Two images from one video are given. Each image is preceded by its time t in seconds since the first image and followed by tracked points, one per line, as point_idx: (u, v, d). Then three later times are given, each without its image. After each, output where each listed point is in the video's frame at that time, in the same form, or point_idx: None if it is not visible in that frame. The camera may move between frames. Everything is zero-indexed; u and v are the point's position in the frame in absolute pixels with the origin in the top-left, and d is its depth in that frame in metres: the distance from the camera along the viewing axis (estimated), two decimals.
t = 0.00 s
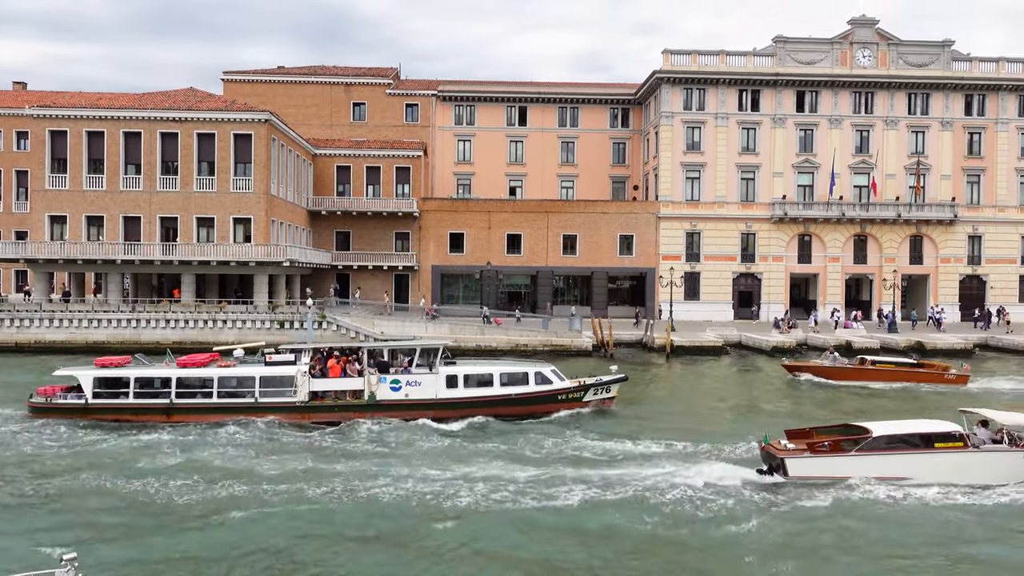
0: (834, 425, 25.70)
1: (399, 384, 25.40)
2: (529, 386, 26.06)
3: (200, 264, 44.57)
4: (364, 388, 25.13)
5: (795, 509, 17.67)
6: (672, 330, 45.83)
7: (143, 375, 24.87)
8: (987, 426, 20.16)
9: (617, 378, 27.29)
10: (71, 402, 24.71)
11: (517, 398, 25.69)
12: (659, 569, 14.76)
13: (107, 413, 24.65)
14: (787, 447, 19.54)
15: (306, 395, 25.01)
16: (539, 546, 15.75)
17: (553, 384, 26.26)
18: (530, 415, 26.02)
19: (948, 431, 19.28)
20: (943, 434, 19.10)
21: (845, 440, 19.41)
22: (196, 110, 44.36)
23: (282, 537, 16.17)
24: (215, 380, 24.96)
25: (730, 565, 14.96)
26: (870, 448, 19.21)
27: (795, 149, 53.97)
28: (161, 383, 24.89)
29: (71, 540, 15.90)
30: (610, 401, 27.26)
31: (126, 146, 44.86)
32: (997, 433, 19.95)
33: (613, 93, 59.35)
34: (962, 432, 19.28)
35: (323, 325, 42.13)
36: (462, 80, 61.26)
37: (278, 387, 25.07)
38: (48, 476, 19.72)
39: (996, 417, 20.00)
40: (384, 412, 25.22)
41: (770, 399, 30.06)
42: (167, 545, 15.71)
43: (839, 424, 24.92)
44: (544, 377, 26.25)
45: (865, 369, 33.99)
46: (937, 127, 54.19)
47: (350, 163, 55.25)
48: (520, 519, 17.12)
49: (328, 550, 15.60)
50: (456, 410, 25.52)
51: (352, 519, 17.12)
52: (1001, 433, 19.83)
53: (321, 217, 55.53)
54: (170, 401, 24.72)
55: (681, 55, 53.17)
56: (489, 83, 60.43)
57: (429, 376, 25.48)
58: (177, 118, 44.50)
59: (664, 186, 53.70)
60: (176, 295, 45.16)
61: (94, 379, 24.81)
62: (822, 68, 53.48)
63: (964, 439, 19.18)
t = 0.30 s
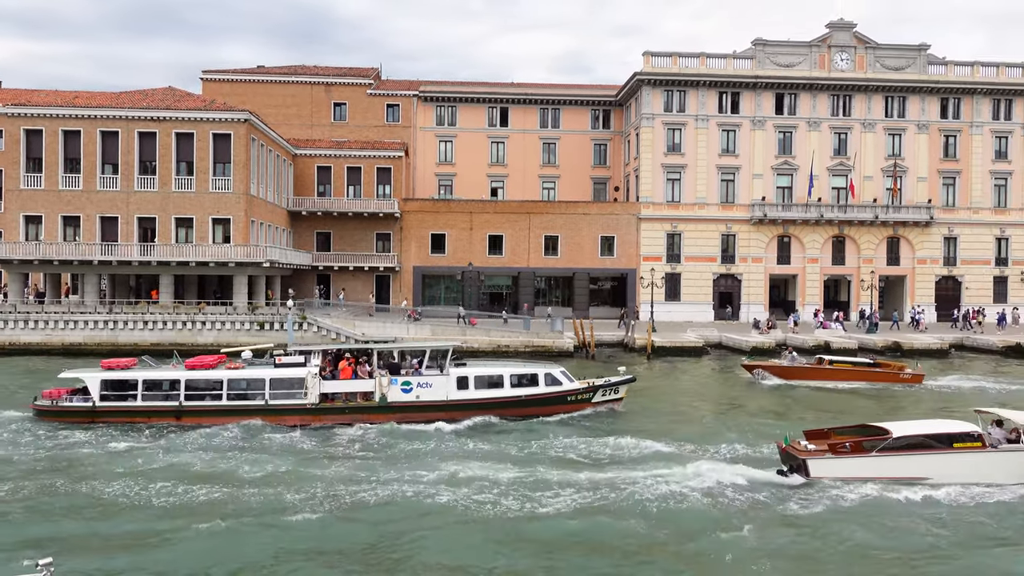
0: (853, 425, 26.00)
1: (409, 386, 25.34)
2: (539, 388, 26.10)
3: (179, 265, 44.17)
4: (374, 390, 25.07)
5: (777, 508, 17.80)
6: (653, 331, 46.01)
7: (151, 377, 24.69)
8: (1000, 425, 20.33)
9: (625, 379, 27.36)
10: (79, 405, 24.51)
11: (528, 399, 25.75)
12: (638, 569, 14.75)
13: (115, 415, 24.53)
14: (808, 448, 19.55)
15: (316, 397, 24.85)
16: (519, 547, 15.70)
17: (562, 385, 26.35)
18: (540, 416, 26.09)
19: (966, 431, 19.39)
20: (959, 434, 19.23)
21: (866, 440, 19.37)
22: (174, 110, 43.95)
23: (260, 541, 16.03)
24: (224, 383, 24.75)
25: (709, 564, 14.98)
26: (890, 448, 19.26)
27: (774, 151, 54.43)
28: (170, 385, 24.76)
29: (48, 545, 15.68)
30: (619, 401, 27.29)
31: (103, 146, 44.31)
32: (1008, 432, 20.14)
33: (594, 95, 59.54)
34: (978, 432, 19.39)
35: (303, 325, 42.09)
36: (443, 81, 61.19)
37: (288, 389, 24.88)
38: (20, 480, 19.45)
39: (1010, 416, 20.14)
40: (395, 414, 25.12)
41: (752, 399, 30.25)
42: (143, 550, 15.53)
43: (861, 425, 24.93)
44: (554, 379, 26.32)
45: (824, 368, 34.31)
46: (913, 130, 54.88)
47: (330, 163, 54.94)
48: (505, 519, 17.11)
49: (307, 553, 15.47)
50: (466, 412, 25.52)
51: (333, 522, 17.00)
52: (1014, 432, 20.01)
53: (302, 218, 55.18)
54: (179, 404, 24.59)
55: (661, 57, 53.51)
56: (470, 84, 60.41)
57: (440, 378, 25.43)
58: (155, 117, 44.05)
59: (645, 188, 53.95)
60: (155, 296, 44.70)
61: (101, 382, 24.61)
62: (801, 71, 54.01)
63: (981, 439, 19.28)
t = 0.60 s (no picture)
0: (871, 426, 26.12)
1: (423, 389, 25.40)
2: (551, 391, 26.17)
3: (165, 267, 43.93)
4: (388, 393, 25.19)
5: (764, 510, 17.90)
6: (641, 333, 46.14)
7: (164, 381, 24.59)
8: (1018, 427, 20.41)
9: (636, 381, 27.22)
10: (90, 409, 24.35)
11: (541, 402, 25.85)
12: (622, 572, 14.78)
13: (128, 419, 24.40)
14: (831, 450, 19.75)
15: (330, 400, 24.84)
16: (504, 550, 15.71)
17: (574, 388, 26.41)
18: (552, 418, 26.21)
19: (986, 433, 19.60)
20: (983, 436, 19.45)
21: (889, 442, 19.58)
22: (160, 111, 43.69)
23: (244, 545, 15.98)
24: (238, 386, 24.66)
25: (692, 566, 15.04)
26: (912, 450, 19.47)
27: (760, 154, 54.74)
28: (183, 389, 24.66)
29: (33, 551, 15.56)
30: (632, 404, 27.12)
31: (88, 147, 44.01)
32: None
33: (582, 98, 59.69)
34: (999, 435, 19.58)
35: (290, 328, 42.13)
36: (431, 83, 61.18)
37: (302, 392, 24.82)
38: (1, 485, 19.30)
39: None
40: (409, 417, 25.21)
41: (740, 401, 30.38)
42: (126, 554, 15.50)
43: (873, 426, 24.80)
44: (567, 381, 26.37)
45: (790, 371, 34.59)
46: (897, 134, 55.36)
47: (318, 165, 54.70)
48: (493, 523, 17.11)
49: (290, 557, 15.44)
50: (479, 414, 25.64)
51: (319, 526, 16.95)
52: None
53: (290, 220, 55.02)
54: (192, 407, 24.47)
55: (649, 60, 53.74)
56: (458, 86, 60.45)
57: (453, 381, 25.51)
58: (141, 119, 43.78)
59: (633, 190, 54.14)
60: (140, 298, 44.41)
61: (113, 386, 24.50)
62: (787, 74, 54.40)
63: (1003, 442, 19.47)
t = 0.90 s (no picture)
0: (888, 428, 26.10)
1: (437, 391, 25.30)
2: (564, 393, 26.19)
3: (147, 269, 43.56)
4: (402, 396, 25.10)
5: (749, 512, 17.99)
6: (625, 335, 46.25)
7: (176, 383, 24.30)
8: None
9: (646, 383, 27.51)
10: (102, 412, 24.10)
11: (555, 404, 25.85)
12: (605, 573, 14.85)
13: (140, 422, 24.13)
14: (853, 452, 19.94)
15: (344, 403, 24.72)
16: (488, 553, 15.71)
17: (587, 389, 26.42)
18: (565, 421, 26.25)
19: (1005, 433, 19.79)
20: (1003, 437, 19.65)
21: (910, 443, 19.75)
22: (142, 112, 43.34)
23: (227, 549, 15.89)
24: (252, 389, 24.47)
25: (675, 568, 15.12)
26: (933, 451, 19.65)
27: (743, 157, 55.06)
28: (196, 391, 24.34)
29: (13, 557, 15.36)
30: (641, 405, 27.43)
31: (69, 148, 43.56)
32: None
33: (567, 100, 59.80)
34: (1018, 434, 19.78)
35: (274, 331, 41.80)
36: (416, 85, 61.10)
37: (315, 395, 24.67)
38: None
39: None
40: (423, 420, 25.13)
41: (725, 403, 30.51)
42: (106, 559, 15.38)
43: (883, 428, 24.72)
44: (579, 383, 26.40)
45: (754, 372, 34.62)
46: (879, 138, 55.89)
47: (302, 167, 54.44)
48: (480, 526, 17.08)
49: (275, 561, 15.34)
50: (493, 417, 25.57)
51: (305, 529, 16.86)
52: None
53: (274, 222, 54.73)
54: (206, 409, 24.19)
55: (633, 64, 53.95)
56: (443, 88, 60.40)
57: (467, 383, 25.40)
58: (123, 120, 43.41)
59: (617, 193, 54.29)
60: (121, 301, 44.00)
61: (125, 389, 24.22)
62: (770, 78, 54.76)
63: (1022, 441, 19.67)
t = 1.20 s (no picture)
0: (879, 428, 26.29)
1: (447, 391, 25.28)
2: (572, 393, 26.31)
3: (128, 268, 43.17)
4: (412, 395, 25.06)
5: (732, 512, 18.07)
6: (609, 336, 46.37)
7: (186, 384, 24.29)
8: None
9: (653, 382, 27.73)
10: (111, 412, 24.01)
11: (564, 403, 25.98)
12: (586, 573, 14.84)
13: (149, 422, 24.08)
14: (868, 451, 20.07)
15: (354, 402, 24.76)
16: (472, 554, 15.68)
17: (594, 389, 26.59)
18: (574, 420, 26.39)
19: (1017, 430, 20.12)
20: (1017, 435, 19.97)
21: (925, 442, 19.96)
22: (123, 109, 42.93)
23: (207, 550, 15.75)
24: (261, 389, 24.52)
25: (656, 567, 15.13)
26: (948, 449, 19.87)
27: (727, 159, 55.36)
28: (206, 391, 24.34)
29: None
30: (647, 405, 27.67)
31: (49, 145, 43.06)
32: None
33: (552, 101, 59.85)
34: None
35: (257, 331, 41.72)
36: (401, 84, 60.93)
37: (325, 394, 24.71)
38: None
39: None
40: (433, 419, 25.17)
41: (710, 403, 30.63)
42: (86, 561, 15.21)
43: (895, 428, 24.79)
44: (587, 383, 26.54)
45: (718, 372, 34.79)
46: (861, 140, 56.37)
47: (285, 166, 54.13)
48: (463, 527, 17.04)
49: (256, 562, 15.23)
50: (502, 416, 25.66)
51: (287, 531, 16.76)
52: None
53: (257, 221, 54.42)
54: (215, 409, 24.21)
55: (618, 65, 54.09)
56: (428, 87, 60.28)
57: (477, 383, 25.46)
58: (104, 117, 42.96)
59: (602, 193, 54.44)
60: (102, 300, 43.59)
61: (134, 389, 24.15)
62: (753, 80, 55.09)
63: None
